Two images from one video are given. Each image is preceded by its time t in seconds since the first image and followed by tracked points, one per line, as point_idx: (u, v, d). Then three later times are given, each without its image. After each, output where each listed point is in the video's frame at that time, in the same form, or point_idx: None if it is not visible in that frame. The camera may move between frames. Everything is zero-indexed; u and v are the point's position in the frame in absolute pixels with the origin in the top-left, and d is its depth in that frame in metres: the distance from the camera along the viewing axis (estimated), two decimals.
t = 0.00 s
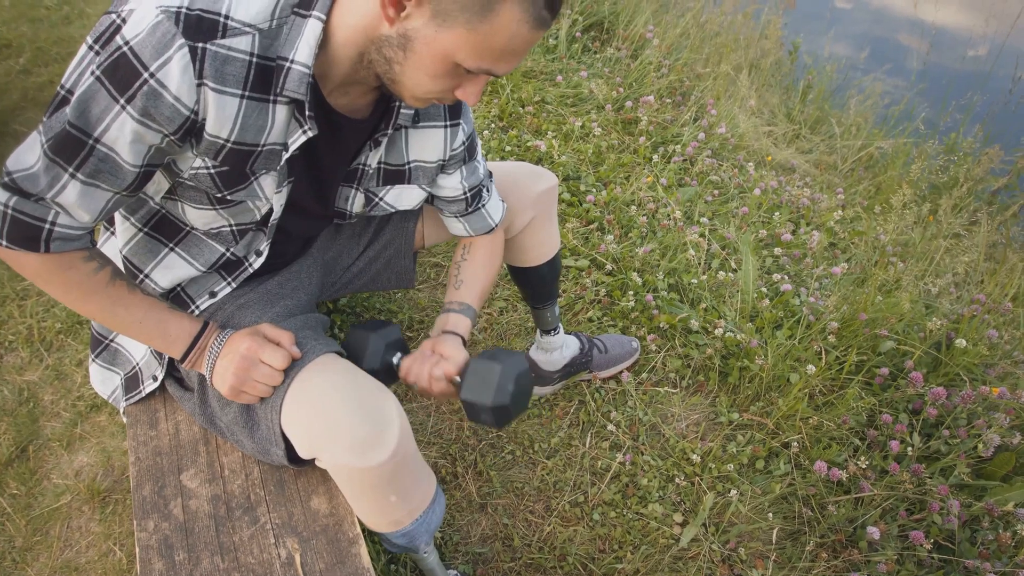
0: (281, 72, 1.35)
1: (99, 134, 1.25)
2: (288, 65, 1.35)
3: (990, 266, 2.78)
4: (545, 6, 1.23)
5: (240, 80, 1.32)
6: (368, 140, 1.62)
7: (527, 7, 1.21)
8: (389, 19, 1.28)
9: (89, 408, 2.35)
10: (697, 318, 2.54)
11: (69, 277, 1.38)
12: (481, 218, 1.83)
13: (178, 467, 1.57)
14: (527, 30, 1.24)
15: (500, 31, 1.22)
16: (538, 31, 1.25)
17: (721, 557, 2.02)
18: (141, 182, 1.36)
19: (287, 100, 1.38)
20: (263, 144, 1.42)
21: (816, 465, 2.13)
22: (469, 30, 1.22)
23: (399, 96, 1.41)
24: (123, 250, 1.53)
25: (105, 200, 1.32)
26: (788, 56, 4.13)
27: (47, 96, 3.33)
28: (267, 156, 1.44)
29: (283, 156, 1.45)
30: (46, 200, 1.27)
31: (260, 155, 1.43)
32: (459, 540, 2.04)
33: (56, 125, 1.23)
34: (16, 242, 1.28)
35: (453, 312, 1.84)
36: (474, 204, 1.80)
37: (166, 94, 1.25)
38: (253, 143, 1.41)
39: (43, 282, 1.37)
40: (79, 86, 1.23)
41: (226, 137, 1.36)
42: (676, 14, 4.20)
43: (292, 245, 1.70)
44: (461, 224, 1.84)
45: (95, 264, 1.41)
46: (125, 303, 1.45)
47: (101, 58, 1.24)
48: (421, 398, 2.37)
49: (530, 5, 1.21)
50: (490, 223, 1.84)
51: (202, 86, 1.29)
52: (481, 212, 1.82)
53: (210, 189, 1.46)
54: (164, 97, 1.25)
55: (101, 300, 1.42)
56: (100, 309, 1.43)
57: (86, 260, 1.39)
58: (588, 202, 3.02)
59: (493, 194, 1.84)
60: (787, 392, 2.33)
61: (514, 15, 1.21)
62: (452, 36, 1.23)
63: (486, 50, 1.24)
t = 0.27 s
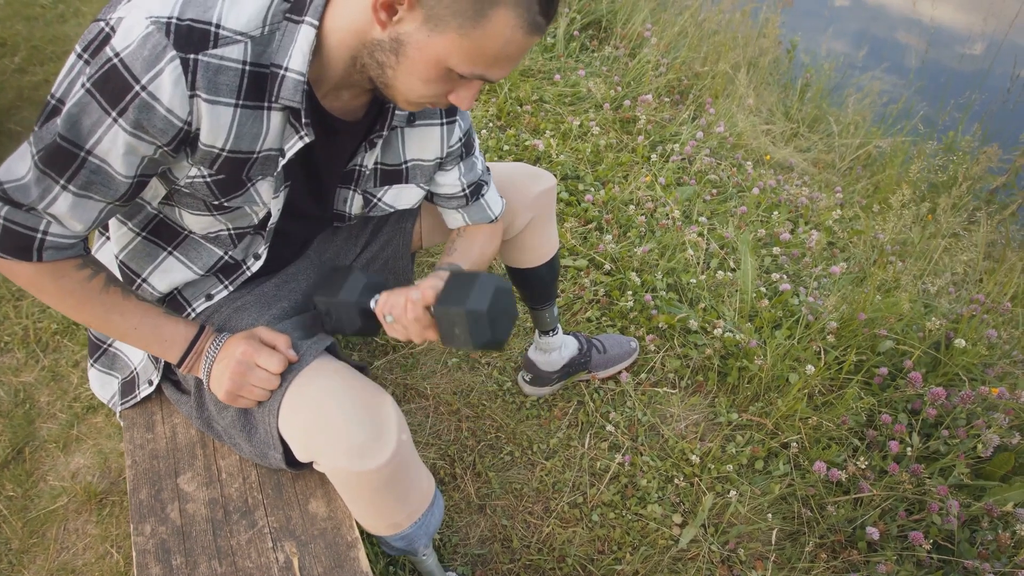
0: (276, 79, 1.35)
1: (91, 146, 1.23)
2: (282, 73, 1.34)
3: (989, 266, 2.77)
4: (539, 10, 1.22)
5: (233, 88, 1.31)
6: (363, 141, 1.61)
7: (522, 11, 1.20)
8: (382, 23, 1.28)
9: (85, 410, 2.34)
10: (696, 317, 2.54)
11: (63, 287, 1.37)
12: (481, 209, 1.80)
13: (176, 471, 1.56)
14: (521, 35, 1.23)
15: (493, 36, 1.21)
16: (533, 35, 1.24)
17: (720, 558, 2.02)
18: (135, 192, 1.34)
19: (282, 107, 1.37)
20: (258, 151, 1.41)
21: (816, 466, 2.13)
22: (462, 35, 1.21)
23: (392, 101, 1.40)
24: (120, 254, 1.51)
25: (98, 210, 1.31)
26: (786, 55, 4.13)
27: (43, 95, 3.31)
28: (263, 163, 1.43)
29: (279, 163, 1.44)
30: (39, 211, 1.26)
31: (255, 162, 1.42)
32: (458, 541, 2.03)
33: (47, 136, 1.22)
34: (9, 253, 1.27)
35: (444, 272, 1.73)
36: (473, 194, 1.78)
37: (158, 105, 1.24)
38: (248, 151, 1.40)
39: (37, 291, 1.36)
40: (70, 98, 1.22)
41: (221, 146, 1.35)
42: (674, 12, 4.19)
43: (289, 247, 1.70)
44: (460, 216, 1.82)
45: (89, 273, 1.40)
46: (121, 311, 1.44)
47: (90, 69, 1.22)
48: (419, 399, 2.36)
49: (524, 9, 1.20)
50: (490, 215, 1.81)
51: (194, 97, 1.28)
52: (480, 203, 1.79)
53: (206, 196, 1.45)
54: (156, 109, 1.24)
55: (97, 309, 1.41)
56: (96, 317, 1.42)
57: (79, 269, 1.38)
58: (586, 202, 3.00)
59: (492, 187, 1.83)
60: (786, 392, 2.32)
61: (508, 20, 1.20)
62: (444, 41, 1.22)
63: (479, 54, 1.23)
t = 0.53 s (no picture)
0: (269, 75, 1.33)
1: (84, 145, 1.23)
2: (275, 69, 1.33)
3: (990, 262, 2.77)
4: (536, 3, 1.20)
5: (227, 85, 1.30)
6: (359, 139, 1.59)
7: (518, 5, 1.18)
8: (376, 16, 1.26)
9: (84, 408, 2.33)
10: (696, 315, 2.53)
11: (59, 287, 1.36)
12: (480, 202, 1.78)
13: (175, 471, 1.55)
14: (518, 28, 1.21)
15: (489, 30, 1.19)
16: (529, 29, 1.23)
17: (721, 556, 2.01)
18: (129, 191, 1.33)
19: (276, 103, 1.36)
20: (253, 148, 1.40)
21: (817, 463, 2.13)
22: (457, 29, 1.20)
23: (388, 95, 1.39)
24: (116, 254, 1.52)
25: (92, 209, 1.30)
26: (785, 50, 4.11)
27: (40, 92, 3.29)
28: (258, 159, 1.42)
29: (274, 160, 1.43)
30: (31, 211, 1.25)
31: (251, 159, 1.41)
32: (458, 540, 2.03)
33: (39, 135, 1.21)
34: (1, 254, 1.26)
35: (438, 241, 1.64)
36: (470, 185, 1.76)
37: (151, 103, 1.23)
38: (243, 149, 1.39)
39: (32, 292, 1.35)
40: (62, 96, 1.21)
41: (215, 143, 1.34)
42: (674, 8, 4.17)
43: (285, 245, 1.69)
44: (459, 209, 1.80)
45: (84, 272, 1.39)
46: (117, 311, 1.43)
47: (82, 67, 1.21)
48: (419, 397, 2.36)
49: (520, 3, 1.19)
50: (490, 209, 1.79)
51: (187, 94, 1.27)
52: (479, 197, 1.78)
53: (201, 194, 1.44)
54: (149, 107, 1.23)
55: (93, 309, 1.41)
56: (92, 317, 1.42)
57: (74, 268, 1.38)
58: (586, 198, 2.99)
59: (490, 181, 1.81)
60: (787, 389, 2.32)
61: (504, 14, 1.18)
62: (440, 35, 1.21)
63: (475, 48, 1.21)
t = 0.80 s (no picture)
0: (273, 77, 1.32)
1: (86, 149, 1.22)
2: (279, 71, 1.32)
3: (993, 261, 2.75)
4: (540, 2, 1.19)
5: (230, 88, 1.29)
6: (363, 140, 1.59)
7: (522, 4, 1.18)
8: (379, 17, 1.25)
9: (85, 411, 2.32)
10: (699, 315, 2.52)
11: (61, 291, 1.35)
12: (482, 203, 1.78)
13: (177, 475, 1.55)
14: (522, 28, 1.20)
15: (493, 29, 1.19)
16: (533, 28, 1.22)
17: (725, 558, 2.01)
18: (132, 195, 1.32)
19: (280, 106, 1.35)
20: (256, 151, 1.39)
21: (821, 464, 2.12)
22: (461, 28, 1.19)
23: (391, 97, 1.38)
24: (118, 256, 1.50)
25: (94, 213, 1.29)
26: (787, 48, 4.10)
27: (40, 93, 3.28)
28: (261, 162, 1.42)
29: (278, 162, 1.42)
30: (34, 215, 1.24)
31: (254, 161, 1.41)
32: (461, 542, 2.02)
33: (41, 139, 1.20)
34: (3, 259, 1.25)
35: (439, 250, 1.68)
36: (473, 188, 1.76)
37: (155, 107, 1.22)
38: (246, 151, 1.38)
39: (34, 296, 1.34)
40: (63, 100, 1.20)
41: (219, 146, 1.34)
42: (675, 6, 4.16)
43: (288, 246, 1.67)
44: (460, 210, 1.80)
45: (86, 276, 1.38)
46: (119, 314, 1.42)
47: (84, 71, 1.20)
48: (422, 398, 2.35)
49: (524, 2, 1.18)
50: (491, 209, 1.79)
51: (191, 98, 1.26)
52: (481, 198, 1.77)
53: (204, 197, 1.43)
54: (152, 110, 1.22)
55: (95, 313, 1.40)
56: (94, 321, 1.40)
57: (77, 272, 1.37)
58: (588, 198, 2.99)
59: (492, 181, 1.81)
60: (790, 389, 2.31)
61: (508, 13, 1.17)
62: (443, 35, 1.20)
63: (479, 48, 1.21)
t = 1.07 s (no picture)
0: (275, 75, 1.31)
1: (87, 146, 1.21)
2: (281, 69, 1.31)
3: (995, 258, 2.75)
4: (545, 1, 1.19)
5: (232, 86, 1.28)
6: (365, 140, 1.59)
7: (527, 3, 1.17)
8: (383, 16, 1.24)
9: (85, 411, 2.32)
10: (701, 312, 2.52)
11: (62, 289, 1.34)
12: (483, 205, 1.78)
13: (178, 475, 1.54)
14: (527, 27, 1.20)
15: (498, 28, 1.18)
16: (538, 27, 1.21)
17: (727, 556, 2.00)
18: (132, 193, 1.31)
19: (282, 104, 1.34)
20: (258, 149, 1.38)
21: (824, 462, 2.11)
22: (466, 27, 1.18)
23: (394, 97, 1.37)
24: (118, 255, 1.49)
25: (95, 211, 1.28)
26: (787, 45, 4.09)
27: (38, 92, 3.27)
28: (263, 160, 1.41)
29: (280, 161, 1.42)
30: (33, 213, 1.23)
31: (256, 160, 1.40)
32: (463, 541, 2.02)
33: (41, 137, 1.19)
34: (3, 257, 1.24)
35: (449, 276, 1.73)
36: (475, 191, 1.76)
37: (156, 104, 1.21)
38: (248, 150, 1.37)
39: (34, 295, 1.33)
40: (64, 97, 1.19)
41: (220, 144, 1.33)
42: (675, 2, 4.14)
43: (288, 247, 1.65)
44: (462, 212, 1.79)
45: (87, 275, 1.37)
46: (120, 313, 1.42)
47: (85, 68, 1.19)
48: (423, 397, 2.35)
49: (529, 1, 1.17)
50: (492, 211, 1.79)
51: (193, 95, 1.25)
52: (482, 199, 1.77)
53: (205, 196, 1.42)
54: (153, 108, 1.22)
55: (96, 312, 1.39)
56: (95, 320, 1.39)
57: (77, 271, 1.36)
58: (588, 196, 2.98)
59: (494, 182, 1.80)
60: (792, 387, 2.30)
61: (513, 11, 1.17)
62: (448, 34, 1.19)
63: (483, 47, 1.20)
